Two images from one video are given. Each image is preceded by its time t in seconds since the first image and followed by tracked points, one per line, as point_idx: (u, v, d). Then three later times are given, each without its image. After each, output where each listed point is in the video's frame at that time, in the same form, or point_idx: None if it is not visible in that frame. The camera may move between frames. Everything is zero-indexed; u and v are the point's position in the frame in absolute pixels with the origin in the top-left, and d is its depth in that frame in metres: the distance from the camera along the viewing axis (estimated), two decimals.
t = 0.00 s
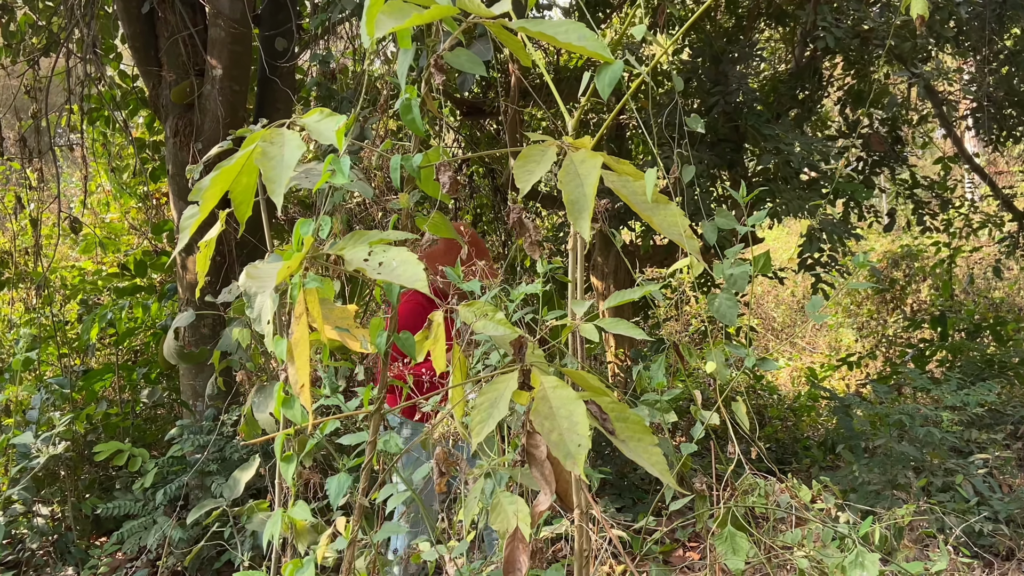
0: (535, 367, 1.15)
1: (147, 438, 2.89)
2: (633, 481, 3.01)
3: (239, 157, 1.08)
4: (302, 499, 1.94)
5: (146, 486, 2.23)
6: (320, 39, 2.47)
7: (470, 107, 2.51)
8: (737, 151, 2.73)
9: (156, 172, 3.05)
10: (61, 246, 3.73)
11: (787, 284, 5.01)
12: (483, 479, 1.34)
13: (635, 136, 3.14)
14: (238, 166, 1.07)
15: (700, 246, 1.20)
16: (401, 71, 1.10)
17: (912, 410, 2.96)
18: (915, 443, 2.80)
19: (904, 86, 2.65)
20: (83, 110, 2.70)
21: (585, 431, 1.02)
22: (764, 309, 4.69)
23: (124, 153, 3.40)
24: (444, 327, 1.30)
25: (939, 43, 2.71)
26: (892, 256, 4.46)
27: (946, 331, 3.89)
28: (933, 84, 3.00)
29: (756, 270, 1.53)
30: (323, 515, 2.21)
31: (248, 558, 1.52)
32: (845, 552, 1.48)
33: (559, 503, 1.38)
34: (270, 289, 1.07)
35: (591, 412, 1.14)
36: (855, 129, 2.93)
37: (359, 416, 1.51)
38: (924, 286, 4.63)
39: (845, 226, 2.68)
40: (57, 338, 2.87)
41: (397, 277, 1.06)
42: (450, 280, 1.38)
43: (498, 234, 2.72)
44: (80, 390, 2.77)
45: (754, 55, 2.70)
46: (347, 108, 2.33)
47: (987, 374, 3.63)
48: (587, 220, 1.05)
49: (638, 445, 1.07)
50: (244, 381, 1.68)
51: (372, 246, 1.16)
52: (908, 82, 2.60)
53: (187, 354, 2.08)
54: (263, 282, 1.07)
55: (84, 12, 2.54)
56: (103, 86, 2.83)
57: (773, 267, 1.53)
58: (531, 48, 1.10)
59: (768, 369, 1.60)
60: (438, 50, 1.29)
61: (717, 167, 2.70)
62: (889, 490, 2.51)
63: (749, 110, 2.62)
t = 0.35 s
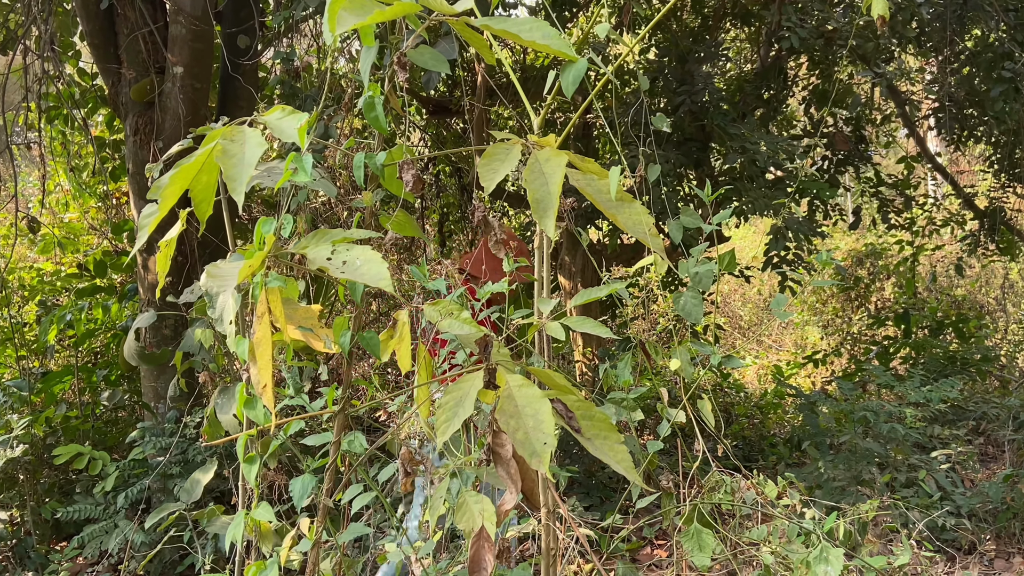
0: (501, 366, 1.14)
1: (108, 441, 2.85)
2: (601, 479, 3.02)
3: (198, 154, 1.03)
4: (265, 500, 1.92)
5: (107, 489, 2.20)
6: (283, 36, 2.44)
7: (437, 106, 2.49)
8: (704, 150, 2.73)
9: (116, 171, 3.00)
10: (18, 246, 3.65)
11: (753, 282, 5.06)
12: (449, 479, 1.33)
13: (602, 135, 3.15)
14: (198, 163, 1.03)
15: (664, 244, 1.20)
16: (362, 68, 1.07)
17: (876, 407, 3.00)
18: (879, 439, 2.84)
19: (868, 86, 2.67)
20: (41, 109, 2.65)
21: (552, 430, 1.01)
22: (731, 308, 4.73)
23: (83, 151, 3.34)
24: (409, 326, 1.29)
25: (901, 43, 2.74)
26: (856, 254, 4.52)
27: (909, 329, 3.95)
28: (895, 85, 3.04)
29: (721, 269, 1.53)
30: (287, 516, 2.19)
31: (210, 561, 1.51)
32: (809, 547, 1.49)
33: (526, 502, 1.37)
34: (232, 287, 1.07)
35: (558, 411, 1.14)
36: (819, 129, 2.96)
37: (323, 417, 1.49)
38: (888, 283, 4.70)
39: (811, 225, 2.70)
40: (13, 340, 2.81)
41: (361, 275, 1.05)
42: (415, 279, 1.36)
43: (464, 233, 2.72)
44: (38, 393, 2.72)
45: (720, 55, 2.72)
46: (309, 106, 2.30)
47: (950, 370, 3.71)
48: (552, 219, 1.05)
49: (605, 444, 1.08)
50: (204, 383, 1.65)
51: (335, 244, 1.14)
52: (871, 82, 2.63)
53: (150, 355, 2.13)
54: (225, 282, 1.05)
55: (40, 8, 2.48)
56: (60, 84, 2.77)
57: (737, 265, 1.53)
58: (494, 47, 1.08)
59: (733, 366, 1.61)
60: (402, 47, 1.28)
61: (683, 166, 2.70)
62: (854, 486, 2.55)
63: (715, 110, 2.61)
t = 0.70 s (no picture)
0: (469, 367, 1.14)
1: (73, 445, 2.80)
2: (573, 478, 3.03)
3: (158, 155, 1.00)
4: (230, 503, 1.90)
5: (71, 494, 2.16)
6: (249, 33, 2.42)
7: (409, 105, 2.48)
8: (673, 150, 2.69)
9: (79, 171, 2.95)
10: None
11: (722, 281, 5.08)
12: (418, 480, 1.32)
13: (572, 134, 3.14)
14: (158, 165, 0.99)
15: (631, 244, 1.20)
16: (330, 69, 1.07)
17: (844, 404, 3.03)
18: (848, 436, 2.88)
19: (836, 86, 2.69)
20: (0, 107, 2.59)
21: (520, 431, 1.02)
22: (702, 306, 4.74)
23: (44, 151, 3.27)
24: (377, 327, 1.28)
25: (867, 43, 2.76)
26: (824, 253, 4.55)
27: (876, 326, 4.00)
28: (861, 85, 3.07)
29: (690, 268, 1.54)
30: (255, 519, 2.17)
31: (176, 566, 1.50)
32: (778, 545, 1.49)
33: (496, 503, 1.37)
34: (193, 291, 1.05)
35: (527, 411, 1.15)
36: (788, 128, 2.98)
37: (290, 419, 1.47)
38: (855, 282, 4.76)
39: (781, 224, 2.72)
40: None
41: (327, 278, 1.05)
42: (381, 280, 1.35)
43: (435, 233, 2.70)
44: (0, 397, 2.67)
45: (689, 55, 2.72)
46: (275, 104, 2.28)
47: (917, 368, 3.76)
48: (520, 219, 1.05)
49: (572, 443, 1.09)
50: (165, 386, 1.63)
51: (300, 245, 1.13)
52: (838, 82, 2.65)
53: (114, 356, 2.12)
54: (187, 283, 1.02)
55: None
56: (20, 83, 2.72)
57: (705, 265, 1.54)
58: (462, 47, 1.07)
59: (701, 365, 1.62)
60: (368, 47, 1.26)
61: (651, 166, 2.66)
62: (823, 483, 2.59)
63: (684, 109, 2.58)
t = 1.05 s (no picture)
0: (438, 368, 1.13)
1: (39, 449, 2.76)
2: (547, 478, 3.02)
3: (119, 154, 0.97)
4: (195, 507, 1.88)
5: (36, 499, 2.13)
6: (217, 33, 2.40)
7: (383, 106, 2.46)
8: (645, 150, 2.69)
9: (44, 171, 2.89)
10: None
11: (693, 280, 5.09)
12: (388, 482, 1.32)
13: (545, 134, 3.14)
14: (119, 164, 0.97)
15: (600, 243, 1.20)
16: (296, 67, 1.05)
17: (815, 402, 3.05)
18: (818, 434, 2.90)
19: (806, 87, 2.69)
20: None
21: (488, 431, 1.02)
22: (675, 306, 4.74)
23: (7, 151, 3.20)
24: (344, 328, 1.27)
25: (836, 44, 2.78)
26: (796, 252, 4.57)
27: (847, 325, 4.03)
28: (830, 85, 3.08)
29: (660, 268, 1.54)
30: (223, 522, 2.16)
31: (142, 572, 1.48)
32: (748, 542, 1.50)
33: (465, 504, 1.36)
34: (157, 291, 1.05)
35: (494, 410, 1.15)
36: (759, 128, 2.99)
37: (255, 421, 1.46)
38: (826, 280, 4.79)
39: (753, 224, 2.75)
40: None
41: (293, 279, 1.04)
42: (349, 280, 1.34)
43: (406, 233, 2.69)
44: None
45: (660, 54, 2.72)
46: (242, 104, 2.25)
47: (887, 365, 3.77)
48: (487, 219, 1.04)
49: (540, 443, 1.09)
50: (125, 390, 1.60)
51: (265, 246, 1.12)
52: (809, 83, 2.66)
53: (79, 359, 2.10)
54: (148, 283, 1.03)
55: None
56: None
57: (676, 264, 1.53)
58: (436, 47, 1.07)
59: (671, 364, 1.63)
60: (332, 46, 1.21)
61: (624, 167, 2.65)
62: (794, 481, 2.63)
63: (656, 108, 2.58)
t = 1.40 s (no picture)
0: (405, 368, 1.13)
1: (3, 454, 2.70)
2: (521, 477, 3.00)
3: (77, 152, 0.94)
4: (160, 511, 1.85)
5: None
6: (185, 31, 2.37)
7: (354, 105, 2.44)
8: (618, 149, 2.68)
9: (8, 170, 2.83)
10: None
11: (666, 278, 5.08)
12: (356, 483, 1.31)
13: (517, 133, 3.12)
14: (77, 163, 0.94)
15: (568, 243, 1.20)
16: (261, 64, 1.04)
17: (787, 401, 3.06)
18: (791, 431, 2.92)
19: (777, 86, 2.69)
20: None
21: (456, 432, 1.01)
22: (649, 305, 4.73)
23: None
24: (310, 328, 1.26)
25: (807, 44, 2.79)
26: (768, 251, 4.58)
27: (818, 323, 4.05)
28: (801, 86, 3.09)
29: (631, 267, 1.54)
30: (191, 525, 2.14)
31: None
32: (720, 540, 1.50)
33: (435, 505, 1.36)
34: (115, 292, 1.01)
35: (462, 412, 1.14)
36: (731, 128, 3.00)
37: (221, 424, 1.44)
38: (799, 279, 4.80)
39: (726, 222, 2.76)
40: None
41: (257, 280, 1.02)
42: (316, 280, 1.34)
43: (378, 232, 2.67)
44: None
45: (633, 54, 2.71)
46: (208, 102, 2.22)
47: (858, 364, 3.85)
48: (454, 218, 1.04)
49: (509, 443, 1.08)
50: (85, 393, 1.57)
51: (228, 245, 1.10)
52: (781, 83, 2.66)
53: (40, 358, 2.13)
54: (107, 284, 1.00)
55: None
56: None
57: (645, 262, 1.52)
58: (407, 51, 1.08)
59: (640, 363, 1.64)
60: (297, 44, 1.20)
61: (596, 166, 2.64)
62: (767, 479, 2.65)
63: (628, 108, 2.56)
